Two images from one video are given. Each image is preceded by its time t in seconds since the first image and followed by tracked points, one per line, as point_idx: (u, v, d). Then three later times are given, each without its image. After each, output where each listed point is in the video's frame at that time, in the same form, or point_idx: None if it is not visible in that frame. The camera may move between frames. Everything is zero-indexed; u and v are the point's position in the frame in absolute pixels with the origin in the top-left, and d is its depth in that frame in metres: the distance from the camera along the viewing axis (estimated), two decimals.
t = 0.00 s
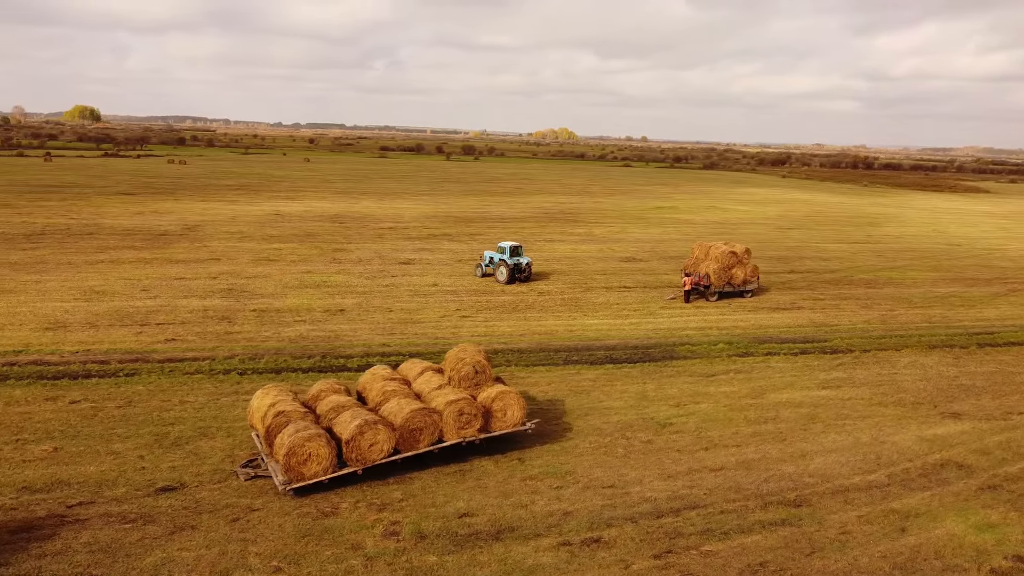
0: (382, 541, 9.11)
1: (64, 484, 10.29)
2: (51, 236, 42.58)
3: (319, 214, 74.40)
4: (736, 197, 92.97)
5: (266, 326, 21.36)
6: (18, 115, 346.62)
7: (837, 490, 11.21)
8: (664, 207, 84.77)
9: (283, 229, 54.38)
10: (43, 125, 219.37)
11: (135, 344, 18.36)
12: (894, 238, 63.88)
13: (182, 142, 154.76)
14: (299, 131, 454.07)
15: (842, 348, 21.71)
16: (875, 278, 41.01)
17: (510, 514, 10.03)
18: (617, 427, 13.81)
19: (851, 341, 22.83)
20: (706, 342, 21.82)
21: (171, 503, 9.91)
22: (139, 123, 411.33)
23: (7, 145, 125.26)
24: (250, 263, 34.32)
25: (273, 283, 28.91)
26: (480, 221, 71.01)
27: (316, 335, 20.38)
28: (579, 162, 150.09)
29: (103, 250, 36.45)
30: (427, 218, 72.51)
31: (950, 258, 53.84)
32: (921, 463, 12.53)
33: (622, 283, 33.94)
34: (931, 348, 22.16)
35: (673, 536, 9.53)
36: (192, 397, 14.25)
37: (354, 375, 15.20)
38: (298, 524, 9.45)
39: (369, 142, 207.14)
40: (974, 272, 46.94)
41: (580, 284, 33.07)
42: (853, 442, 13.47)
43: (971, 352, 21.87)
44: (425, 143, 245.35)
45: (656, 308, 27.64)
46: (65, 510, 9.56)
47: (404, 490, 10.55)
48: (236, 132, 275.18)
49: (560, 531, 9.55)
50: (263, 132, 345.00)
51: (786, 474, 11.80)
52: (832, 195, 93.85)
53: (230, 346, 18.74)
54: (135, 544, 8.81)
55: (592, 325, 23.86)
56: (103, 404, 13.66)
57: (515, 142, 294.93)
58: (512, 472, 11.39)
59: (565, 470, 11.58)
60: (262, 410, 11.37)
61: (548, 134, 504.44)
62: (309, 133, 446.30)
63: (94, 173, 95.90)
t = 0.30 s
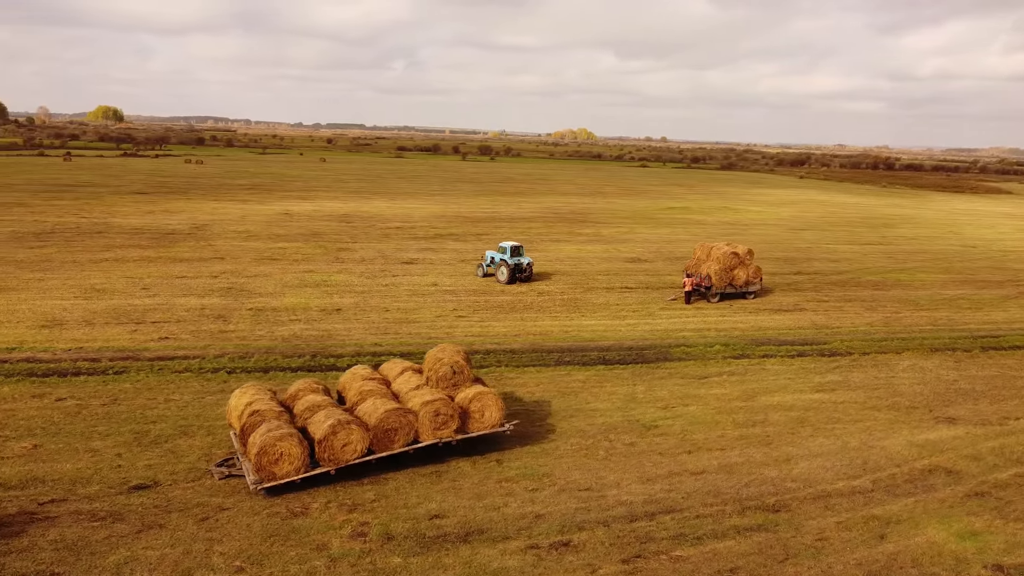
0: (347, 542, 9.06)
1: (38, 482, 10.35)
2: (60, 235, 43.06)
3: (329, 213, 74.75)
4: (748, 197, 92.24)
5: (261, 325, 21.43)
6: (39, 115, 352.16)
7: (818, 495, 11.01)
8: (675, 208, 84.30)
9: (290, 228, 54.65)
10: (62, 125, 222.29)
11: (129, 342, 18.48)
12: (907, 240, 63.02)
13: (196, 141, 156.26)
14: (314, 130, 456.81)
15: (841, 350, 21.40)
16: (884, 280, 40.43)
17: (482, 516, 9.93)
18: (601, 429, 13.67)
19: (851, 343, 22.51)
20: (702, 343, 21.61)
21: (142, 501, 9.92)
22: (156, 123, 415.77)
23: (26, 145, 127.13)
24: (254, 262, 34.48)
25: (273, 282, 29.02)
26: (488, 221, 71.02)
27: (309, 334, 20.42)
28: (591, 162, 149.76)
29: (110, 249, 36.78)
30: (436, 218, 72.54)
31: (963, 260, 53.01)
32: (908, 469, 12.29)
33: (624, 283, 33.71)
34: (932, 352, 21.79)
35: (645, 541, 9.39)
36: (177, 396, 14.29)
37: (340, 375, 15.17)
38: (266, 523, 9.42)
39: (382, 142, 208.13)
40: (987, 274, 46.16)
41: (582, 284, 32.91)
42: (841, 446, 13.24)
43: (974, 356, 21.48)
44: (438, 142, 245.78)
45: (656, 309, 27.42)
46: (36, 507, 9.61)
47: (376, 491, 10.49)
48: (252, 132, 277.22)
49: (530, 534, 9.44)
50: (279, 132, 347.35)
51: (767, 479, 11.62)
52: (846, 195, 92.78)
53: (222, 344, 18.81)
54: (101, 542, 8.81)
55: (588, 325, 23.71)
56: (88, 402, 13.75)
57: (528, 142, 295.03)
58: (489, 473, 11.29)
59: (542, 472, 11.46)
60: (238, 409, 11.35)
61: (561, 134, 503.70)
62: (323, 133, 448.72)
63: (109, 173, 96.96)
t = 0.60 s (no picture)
0: (312, 543, 8.99)
1: (13, 479, 10.41)
2: (70, 233, 43.55)
3: (339, 213, 75.10)
4: (760, 198, 91.45)
5: (255, 324, 21.48)
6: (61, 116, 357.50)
7: (798, 501, 10.81)
8: (685, 208, 83.77)
9: (298, 228, 54.95)
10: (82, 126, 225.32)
11: (121, 340, 18.59)
12: (920, 241, 62.12)
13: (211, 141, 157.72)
14: (329, 130, 459.21)
15: (839, 353, 21.08)
16: (893, 281, 39.81)
17: (451, 518, 9.84)
18: (584, 432, 13.52)
19: (850, 346, 22.16)
20: (698, 345, 21.37)
21: (113, 499, 9.92)
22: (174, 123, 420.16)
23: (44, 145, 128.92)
24: (257, 261, 34.64)
25: (273, 281, 29.12)
26: (496, 221, 70.98)
27: (302, 333, 20.45)
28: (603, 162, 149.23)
29: (117, 248, 37.12)
30: (445, 218, 72.58)
31: (977, 262, 52.16)
32: (894, 475, 12.03)
33: (626, 284, 33.48)
34: (934, 355, 21.39)
35: (614, 545, 9.26)
36: (162, 394, 14.32)
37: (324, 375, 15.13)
38: (233, 523, 9.37)
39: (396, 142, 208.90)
40: (1000, 276, 45.36)
41: (583, 285, 32.73)
42: (827, 451, 13.01)
43: (977, 359, 21.06)
44: (452, 142, 246.14)
45: (655, 310, 27.18)
46: (7, 505, 9.66)
47: (348, 491, 10.43)
48: (268, 132, 279.33)
49: (498, 538, 9.32)
50: (295, 132, 349.66)
51: (748, 483, 11.44)
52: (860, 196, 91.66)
53: (213, 343, 18.87)
54: (67, 540, 8.82)
55: (584, 326, 23.53)
56: (73, 399, 13.81)
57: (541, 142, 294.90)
58: (464, 476, 11.19)
59: (518, 475, 11.35)
60: (214, 409, 11.35)
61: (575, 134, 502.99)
62: (339, 133, 451.11)
63: (125, 172, 98.09)
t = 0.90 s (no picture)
0: (276, 544, 8.93)
1: None
2: (78, 232, 44.02)
3: (349, 213, 75.41)
4: (772, 199, 90.58)
5: (250, 322, 21.55)
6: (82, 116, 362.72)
7: (775, 507, 10.61)
8: (695, 209, 83.23)
9: (305, 227, 55.23)
10: (101, 126, 228.25)
11: (114, 338, 18.71)
12: (933, 243, 61.19)
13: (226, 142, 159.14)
14: (344, 130, 461.76)
15: (838, 356, 20.76)
16: (901, 283, 39.20)
17: (420, 520, 9.75)
18: (566, 434, 13.37)
19: (849, 349, 21.81)
20: (693, 347, 21.13)
21: (83, 497, 9.91)
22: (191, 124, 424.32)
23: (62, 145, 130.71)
24: (261, 260, 34.80)
25: (273, 280, 29.21)
26: (504, 221, 70.94)
27: (294, 332, 20.48)
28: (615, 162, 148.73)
29: (123, 247, 37.48)
30: (454, 218, 72.65)
31: (990, 265, 51.27)
32: (879, 480, 11.77)
33: (628, 285, 33.23)
34: (935, 358, 20.98)
35: (581, 550, 9.12)
36: (146, 392, 14.36)
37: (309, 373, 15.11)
38: (199, 523, 9.34)
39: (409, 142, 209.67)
40: (1013, 279, 44.51)
41: (584, 285, 32.54)
42: (813, 455, 12.76)
43: (979, 363, 20.64)
44: (466, 142, 246.52)
45: (654, 311, 26.94)
46: None
47: (319, 492, 10.37)
48: (284, 132, 281.25)
49: (463, 541, 9.21)
50: (310, 132, 351.81)
51: (727, 488, 11.24)
52: (874, 197, 90.47)
53: (205, 341, 18.93)
54: (31, 539, 8.83)
55: (580, 327, 23.36)
56: (58, 397, 13.88)
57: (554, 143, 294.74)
58: (438, 477, 11.11)
59: (493, 477, 11.23)
60: (190, 408, 11.35)
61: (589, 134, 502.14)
62: (354, 133, 453.35)
63: (140, 172, 99.18)
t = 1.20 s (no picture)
0: (238, 545, 8.87)
1: None
2: (87, 231, 44.46)
3: (358, 212, 75.70)
4: (784, 200, 89.73)
5: (244, 321, 21.61)
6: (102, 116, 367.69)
7: (752, 513, 10.40)
8: (707, 210, 82.67)
9: (313, 227, 55.49)
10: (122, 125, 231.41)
11: (107, 336, 18.83)
12: (947, 245, 60.24)
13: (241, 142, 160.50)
14: (360, 130, 464.00)
15: (835, 359, 20.42)
16: (911, 286, 38.57)
17: (386, 522, 9.66)
18: (547, 436, 13.21)
19: (848, 352, 21.46)
20: (688, 349, 20.89)
21: (53, 495, 9.92)
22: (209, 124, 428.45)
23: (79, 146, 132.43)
24: (264, 259, 35.04)
25: (273, 279, 29.35)
26: (513, 221, 70.85)
27: (287, 331, 20.50)
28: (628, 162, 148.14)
29: (130, 246, 37.91)
30: (462, 218, 72.72)
31: (1005, 268, 50.36)
32: (862, 487, 11.51)
33: (630, 286, 33.00)
34: (935, 362, 20.59)
35: (545, 555, 8.99)
36: (130, 390, 14.40)
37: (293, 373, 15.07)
38: (164, 523, 9.31)
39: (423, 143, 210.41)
40: None
41: (586, 286, 32.35)
42: (797, 461, 12.53)
43: (981, 368, 20.22)
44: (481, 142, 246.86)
45: (653, 312, 26.70)
46: None
47: (289, 492, 10.30)
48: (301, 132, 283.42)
49: (427, 544, 9.11)
50: (328, 133, 353.71)
51: (704, 493, 11.04)
52: (889, 199, 89.26)
53: (196, 339, 18.99)
54: None
55: (576, 328, 23.20)
56: (42, 394, 13.95)
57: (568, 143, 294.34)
58: (411, 478, 11.01)
59: (467, 479, 11.11)
60: (164, 406, 11.34)
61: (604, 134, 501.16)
62: (370, 133, 455.53)
63: (155, 171, 100.28)
